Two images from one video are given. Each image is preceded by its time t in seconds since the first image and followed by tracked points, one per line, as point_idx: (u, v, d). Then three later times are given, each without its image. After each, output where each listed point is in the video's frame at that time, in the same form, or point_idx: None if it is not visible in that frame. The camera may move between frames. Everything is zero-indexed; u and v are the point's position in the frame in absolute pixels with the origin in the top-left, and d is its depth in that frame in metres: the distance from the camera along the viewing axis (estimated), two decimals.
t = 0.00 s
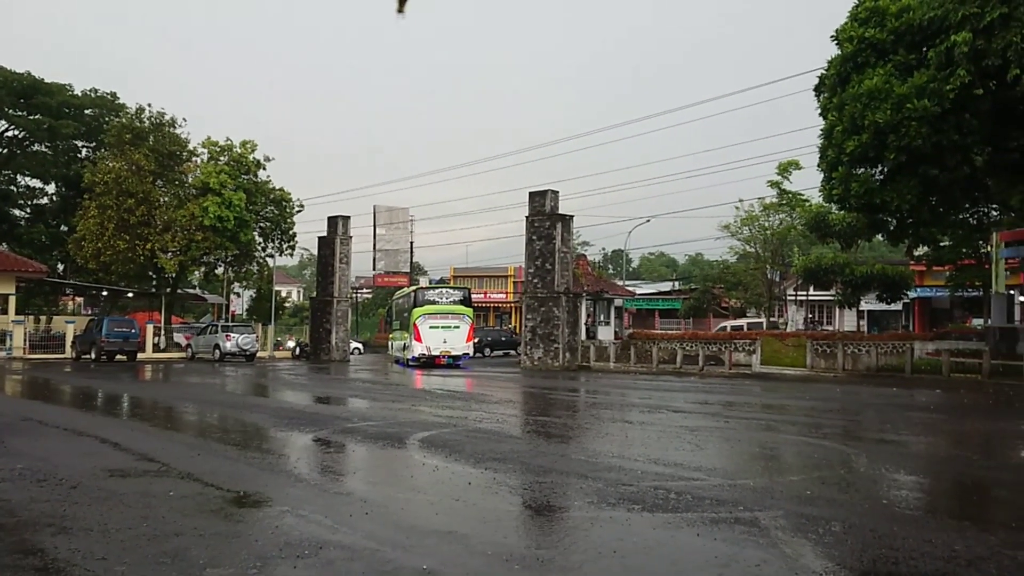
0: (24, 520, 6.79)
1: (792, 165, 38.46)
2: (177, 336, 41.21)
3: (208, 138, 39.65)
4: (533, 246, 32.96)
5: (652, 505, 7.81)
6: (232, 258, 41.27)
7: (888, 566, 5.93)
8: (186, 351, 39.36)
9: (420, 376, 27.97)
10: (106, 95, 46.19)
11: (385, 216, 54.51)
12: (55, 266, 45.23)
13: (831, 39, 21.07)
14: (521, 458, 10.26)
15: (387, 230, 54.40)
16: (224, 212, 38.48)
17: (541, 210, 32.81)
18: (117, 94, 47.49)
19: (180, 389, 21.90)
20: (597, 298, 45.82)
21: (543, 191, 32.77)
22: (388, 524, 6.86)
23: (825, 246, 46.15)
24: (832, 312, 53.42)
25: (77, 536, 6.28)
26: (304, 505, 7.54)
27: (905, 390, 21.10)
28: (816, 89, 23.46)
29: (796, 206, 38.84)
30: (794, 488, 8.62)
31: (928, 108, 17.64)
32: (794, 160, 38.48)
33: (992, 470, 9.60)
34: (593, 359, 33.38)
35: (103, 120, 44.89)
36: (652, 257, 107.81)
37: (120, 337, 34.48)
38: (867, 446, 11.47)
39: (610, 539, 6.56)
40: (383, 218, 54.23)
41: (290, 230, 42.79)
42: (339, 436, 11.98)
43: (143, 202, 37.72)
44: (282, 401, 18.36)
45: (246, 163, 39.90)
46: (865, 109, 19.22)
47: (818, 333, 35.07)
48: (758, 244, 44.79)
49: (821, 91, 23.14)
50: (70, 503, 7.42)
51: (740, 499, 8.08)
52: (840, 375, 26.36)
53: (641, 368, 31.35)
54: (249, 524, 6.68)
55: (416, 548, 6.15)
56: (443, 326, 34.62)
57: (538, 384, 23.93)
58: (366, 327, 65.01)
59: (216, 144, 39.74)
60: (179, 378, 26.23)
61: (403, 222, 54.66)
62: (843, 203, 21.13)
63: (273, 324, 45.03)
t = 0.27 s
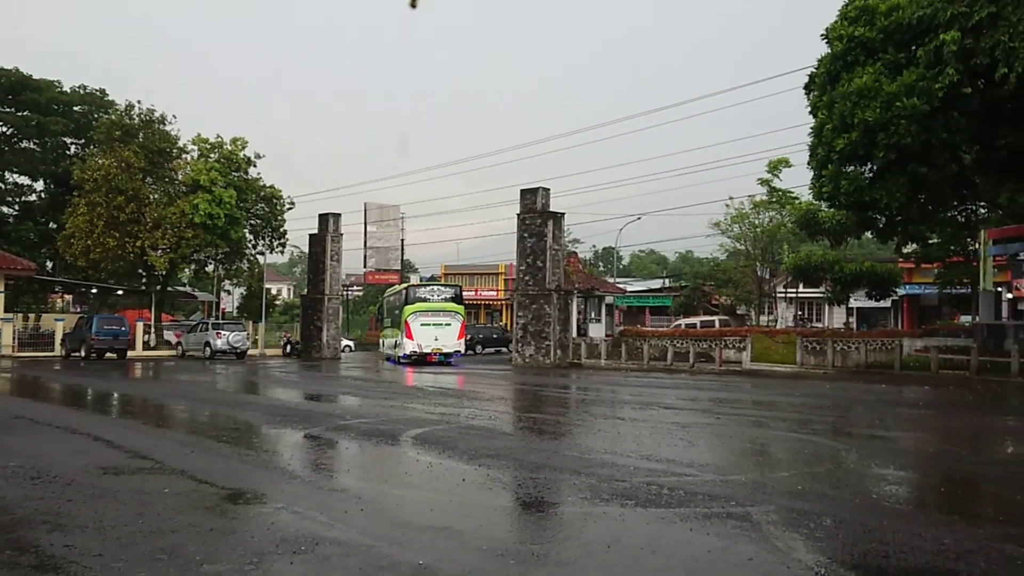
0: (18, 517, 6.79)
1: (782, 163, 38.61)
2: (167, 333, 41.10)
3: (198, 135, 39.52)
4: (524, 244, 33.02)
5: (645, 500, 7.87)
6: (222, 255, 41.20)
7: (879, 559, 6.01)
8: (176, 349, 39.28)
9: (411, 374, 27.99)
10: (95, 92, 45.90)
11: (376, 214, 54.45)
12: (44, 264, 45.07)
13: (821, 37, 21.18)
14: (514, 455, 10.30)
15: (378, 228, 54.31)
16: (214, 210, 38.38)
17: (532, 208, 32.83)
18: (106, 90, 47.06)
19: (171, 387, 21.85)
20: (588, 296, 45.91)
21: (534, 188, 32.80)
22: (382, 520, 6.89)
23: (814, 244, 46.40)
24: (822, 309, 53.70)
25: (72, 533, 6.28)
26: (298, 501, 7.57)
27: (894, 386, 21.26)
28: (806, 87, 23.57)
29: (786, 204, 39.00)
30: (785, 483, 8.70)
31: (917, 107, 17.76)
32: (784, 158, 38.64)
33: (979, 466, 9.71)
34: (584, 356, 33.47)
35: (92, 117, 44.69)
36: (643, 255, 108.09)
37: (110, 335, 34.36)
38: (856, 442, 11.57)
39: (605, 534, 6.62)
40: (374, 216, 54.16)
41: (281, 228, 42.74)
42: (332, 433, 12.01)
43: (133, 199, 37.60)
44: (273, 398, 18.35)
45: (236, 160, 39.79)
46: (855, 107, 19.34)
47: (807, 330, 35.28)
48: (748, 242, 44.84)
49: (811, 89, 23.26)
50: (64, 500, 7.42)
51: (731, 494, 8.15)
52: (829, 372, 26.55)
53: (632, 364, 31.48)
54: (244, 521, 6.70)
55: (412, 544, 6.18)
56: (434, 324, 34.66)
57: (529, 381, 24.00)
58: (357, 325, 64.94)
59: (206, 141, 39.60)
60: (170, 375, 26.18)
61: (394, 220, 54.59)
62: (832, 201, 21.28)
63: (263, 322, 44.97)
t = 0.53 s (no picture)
0: (8, 514, 6.78)
1: (769, 161, 38.81)
2: (153, 330, 40.91)
3: (185, 131, 39.33)
4: (513, 241, 33.04)
5: (634, 496, 7.93)
6: (209, 252, 41.04)
7: (864, 553, 6.09)
8: (163, 346, 39.09)
9: (399, 371, 27.99)
10: (80, 87, 45.56)
11: (364, 211, 54.33)
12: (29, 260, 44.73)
13: (808, 36, 21.32)
14: (503, 451, 10.34)
15: (366, 225, 54.21)
16: (202, 206, 38.21)
17: (521, 205, 32.85)
18: (91, 86, 46.75)
19: (158, 384, 21.78)
20: (576, 293, 46.03)
21: (523, 186, 32.83)
22: (373, 516, 6.92)
23: (800, 242, 46.67)
24: (808, 307, 54.04)
25: (62, 530, 6.28)
26: (288, 498, 7.59)
27: (879, 383, 21.43)
28: (793, 86, 23.71)
29: (773, 202, 39.21)
30: (772, 479, 8.78)
31: (902, 106, 17.91)
32: (771, 156, 38.83)
33: (962, 461, 9.84)
34: (572, 353, 33.55)
35: (77, 112, 44.36)
36: (630, 252, 108.34)
37: (96, 332, 34.15)
38: (843, 438, 11.68)
39: (594, 529, 6.67)
40: (362, 213, 54.06)
41: (268, 224, 42.66)
42: (321, 430, 12.01)
43: (119, 195, 37.34)
44: (261, 395, 18.33)
45: (223, 156, 39.64)
46: (841, 106, 19.49)
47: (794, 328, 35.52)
48: (735, 240, 45.03)
49: (798, 88, 23.40)
50: (54, 497, 7.40)
51: (719, 489, 8.22)
52: (815, 369, 26.74)
53: (620, 362, 31.58)
54: (234, 517, 6.71)
55: (403, 540, 6.21)
56: (422, 321, 34.65)
57: (518, 378, 24.05)
58: (344, 322, 64.81)
59: (193, 137, 39.42)
60: (157, 373, 26.06)
61: (382, 217, 54.51)
62: (819, 199, 21.43)
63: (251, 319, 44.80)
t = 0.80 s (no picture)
0: None
1: (753, 160, 39.02)
2: (136, 328, 40.64)
3: (169, 127, 39.09)
4: (499, 239, 33.04)
5: (619, 493, 7.98)
6: (193, 250, 40.84)
7: (846, 549, 6.16)
8: (146, 344, 38.85)
9: (384, 369, 27.95)
10: (63, 83, 45.14)
11: (349, 209, 54.19)
12: (9, 257, 44.30)
13: (793, 37, 21.46)
14: (489, 449, 10.37)
15: (351, 223, 54.08)
16: (186, 203, 38.00)
17: (507, 204, 32.87)
18: (73, 81, 46.33)
19: (141, 381, 21.66)
20: (562, 292, 46.12)
21: (508, 184, 32.86)
22: (359, 514, 6.93)
23: (784, 241, 46.97)
24: (791, 306, 54.41)
25: (46, 528, 6.25)
26: (274, 495, 7.59)
27: (861, 382, 21.61)
28: (777, 86, 23.86)
29: (757, 201, 39.46)
30: (756, 476, 8.85)
31: (885, 107, 18.08)
32: (755, 156, 39.05)
33: (942, 459, 9.96)
34: (558, 352, 33.61)
35: (59, 108, 43.95)
36: (615, 251, 108.60)
37: (78, 329, 33.88)
38: (825, 436, 11.78)
39: (580, 526, 6.72)
40: (347, 211, 53.93)
41: (253, 222, 42.56)
42: (306, 428, 12.00)
43: (102, 192, 37.05)
44: (245, 393, 18.27)
45: (208, 153, 39.47)
46: (825, 106, 19.64)
47: (778, 326, 35.78)
48: (720, 239, 45.24)
49: (782, 88, 23.55)
50: (37, 496, 7.36)
51: (703, 486, 8.29)
52: (799, 368, 26.93)
53: (605, 360, 31.67)
54: (219, 515, 6.71)
55: (389, 537, 6.23)
56: (407, 319, 34.60)
57: (503, 376, 24.08)
58: (329, 320, 64.62)
59: (178, 133, 39.19)
60: (140, 370, 25.90)
61: (367, 215, 54.39)
62: (802, 199, 21.58)
63: (235, 317, 44.60)
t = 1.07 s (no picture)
0: None
1: (736, 161, 39.22)
2: (118, 326, 40.30)
3: (151, 124, 38.75)
4: (483, 238, 33.01)
5: (603, 491, 8.01)
6: (175, 248, 40.55)
7: (827, 546, 6.22)
8: (127, 342, 38.53)
9: (368, 368, 27.87)
10: (43, 79, 44.69)
11: (333, 207, 53.98)
12: None
13: (776, 38, 21.59)
14: (473, 447, 10.37)
15: (335, 221, 53.88)
16: (168, 201, 37.71)
17: (491, 202, 32.85)
18: (53, 77, 45.87)
19: (122, 380, 21.48)
20: (546, 291, 46.15)
21: (493, 182, 32.84)
22: (343, 512, 6.92)
23: (767, 241, 47.25)
24: (774, 305, 54.75)
25: (26, 528, 6.20)
26: (257, 494, 7.56)
27: (843, 380, 21.78)
28: (760, 86, 24.00)
29: (741, 201, 39.66)
30: (738, 474, 8.91)
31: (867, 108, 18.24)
32: (738, 156, 39.25)
33: (922, 456, 10.06)
34: (542, 350, 33.64)
35: (39, 104, 43.50)
36: (600, 250, 108.85)
37: (58, 327, 33.54)
38: (807, 434, 11.87)
39: (563, 524, 6.74)
40: (331, 209, 53.74)
41: (236, 220, 42.29)
42: (289, 426, 11.96)
43: (82, 189, 36.72)
44: (228, 392, 18.18)
45: (190, 151, 39.14)
46: (807, 107, 19.78)
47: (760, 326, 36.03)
48: (703, 238, 45.44)
49: (765, 89, 23.69)
50: (18, 495, 7.30)
51: (686, 484, 8.34)
52: (781, 366, 27.09)
53: (589, 359, 31.72)
54: (201, 514, 6.67)
55: (373, 535, 6.22)
56: (391, 318, 34.50)
57: (487, 375, 24.06)
58: (313, 318, 64.38)
59: (159, 130, 38.86)
60: (121, 369, 25.68)
61: (351, 213, 54.21)
62: (785, 199, 21.72)
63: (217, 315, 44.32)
